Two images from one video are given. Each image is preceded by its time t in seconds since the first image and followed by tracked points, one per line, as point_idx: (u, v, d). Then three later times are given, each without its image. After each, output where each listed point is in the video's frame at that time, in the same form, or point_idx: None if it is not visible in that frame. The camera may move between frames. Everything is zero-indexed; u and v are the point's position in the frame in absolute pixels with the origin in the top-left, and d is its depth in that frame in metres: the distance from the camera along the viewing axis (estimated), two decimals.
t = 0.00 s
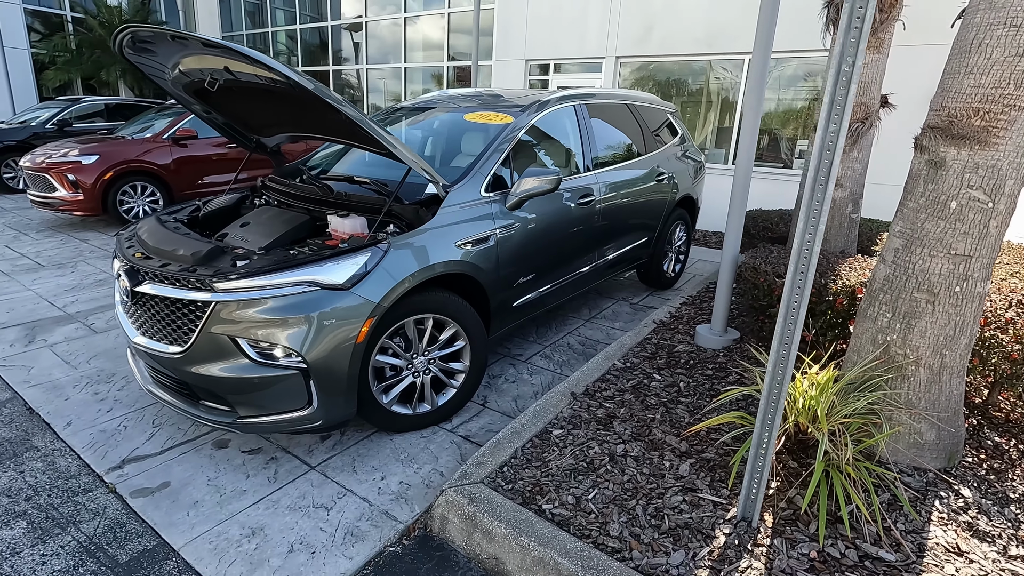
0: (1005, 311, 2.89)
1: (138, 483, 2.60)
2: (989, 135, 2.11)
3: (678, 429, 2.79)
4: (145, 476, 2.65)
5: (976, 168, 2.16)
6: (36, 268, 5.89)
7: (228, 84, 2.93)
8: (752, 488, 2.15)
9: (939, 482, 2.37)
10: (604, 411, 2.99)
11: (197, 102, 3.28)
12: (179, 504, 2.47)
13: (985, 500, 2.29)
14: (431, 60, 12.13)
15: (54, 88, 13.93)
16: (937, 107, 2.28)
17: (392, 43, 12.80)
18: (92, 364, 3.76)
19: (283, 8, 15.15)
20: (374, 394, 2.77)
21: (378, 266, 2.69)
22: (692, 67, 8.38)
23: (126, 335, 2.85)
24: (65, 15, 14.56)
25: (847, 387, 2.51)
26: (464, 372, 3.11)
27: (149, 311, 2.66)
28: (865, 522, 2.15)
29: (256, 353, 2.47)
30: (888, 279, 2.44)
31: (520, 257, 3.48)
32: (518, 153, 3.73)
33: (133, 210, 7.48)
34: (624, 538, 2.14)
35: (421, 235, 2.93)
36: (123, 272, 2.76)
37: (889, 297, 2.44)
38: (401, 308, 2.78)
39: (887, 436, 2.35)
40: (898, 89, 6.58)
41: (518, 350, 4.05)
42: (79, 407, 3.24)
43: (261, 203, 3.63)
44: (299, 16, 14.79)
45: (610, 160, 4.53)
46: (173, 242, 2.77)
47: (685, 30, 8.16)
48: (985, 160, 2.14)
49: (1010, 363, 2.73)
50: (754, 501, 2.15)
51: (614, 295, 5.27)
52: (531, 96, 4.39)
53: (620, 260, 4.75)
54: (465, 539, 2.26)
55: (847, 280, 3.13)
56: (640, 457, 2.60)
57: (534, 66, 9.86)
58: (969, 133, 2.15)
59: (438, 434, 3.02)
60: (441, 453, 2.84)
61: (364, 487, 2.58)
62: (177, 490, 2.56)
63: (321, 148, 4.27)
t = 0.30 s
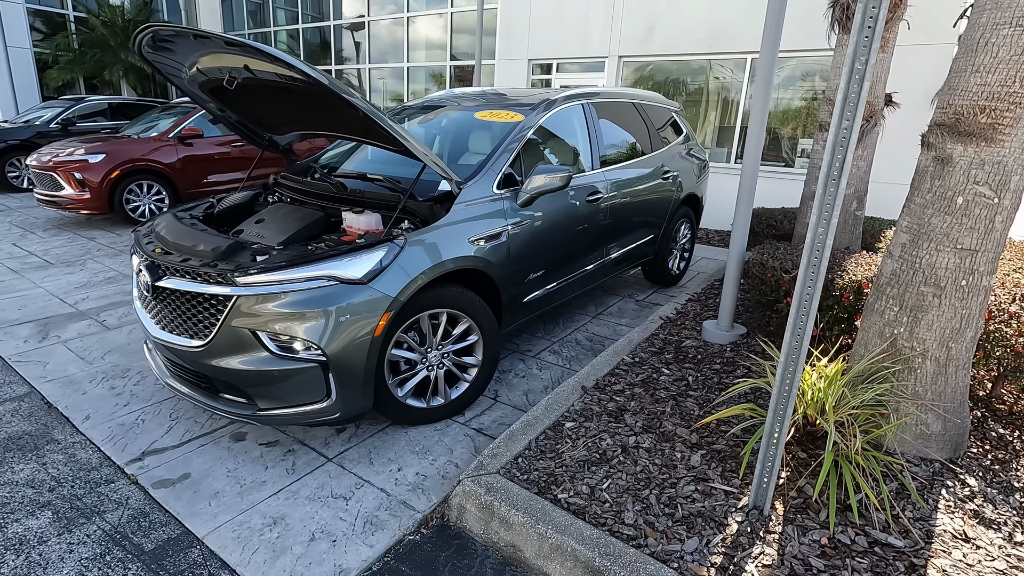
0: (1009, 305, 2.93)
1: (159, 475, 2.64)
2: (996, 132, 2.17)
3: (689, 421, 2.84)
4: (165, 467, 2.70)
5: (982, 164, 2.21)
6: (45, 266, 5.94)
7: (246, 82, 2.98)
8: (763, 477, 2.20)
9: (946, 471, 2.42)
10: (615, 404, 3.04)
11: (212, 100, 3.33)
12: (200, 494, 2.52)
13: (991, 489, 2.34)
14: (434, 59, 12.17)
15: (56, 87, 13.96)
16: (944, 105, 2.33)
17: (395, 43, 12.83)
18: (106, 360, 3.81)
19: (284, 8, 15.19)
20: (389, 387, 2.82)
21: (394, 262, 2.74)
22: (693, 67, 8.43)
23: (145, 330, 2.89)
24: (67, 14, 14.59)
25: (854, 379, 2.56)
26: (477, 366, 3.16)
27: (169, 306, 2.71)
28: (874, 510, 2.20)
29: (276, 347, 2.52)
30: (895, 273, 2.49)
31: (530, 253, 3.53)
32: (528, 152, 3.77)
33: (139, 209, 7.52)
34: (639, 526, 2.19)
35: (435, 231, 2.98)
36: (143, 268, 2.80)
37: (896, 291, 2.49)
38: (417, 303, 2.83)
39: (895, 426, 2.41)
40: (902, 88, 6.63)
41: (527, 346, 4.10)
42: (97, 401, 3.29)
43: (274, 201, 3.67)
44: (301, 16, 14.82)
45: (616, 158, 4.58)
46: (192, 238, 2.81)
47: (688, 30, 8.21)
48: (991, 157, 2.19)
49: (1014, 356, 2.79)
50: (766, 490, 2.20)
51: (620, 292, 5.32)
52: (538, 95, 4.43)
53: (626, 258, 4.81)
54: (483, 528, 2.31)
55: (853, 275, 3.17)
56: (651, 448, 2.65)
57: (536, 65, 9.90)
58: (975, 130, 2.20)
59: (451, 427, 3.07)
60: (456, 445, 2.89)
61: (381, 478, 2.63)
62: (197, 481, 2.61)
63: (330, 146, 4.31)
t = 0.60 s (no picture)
0: (1005, 305, 2.98)
1: (168, 471, 2.68)
2: (992, 135, 2.21)
3: (690, 419, 2.88)
4: (174, 463, 2.73)
5: (978, 167, 2.25)
6: (49, 264, 5.98)
7: (254, 84, 3.02)
8: (764, 473, 2.24)
9: (942, 469, 2.47)
10: (617, 403, 3.08)
11: (219, 101, 3.36)
12: (209, 490, 2.55)
13: (987, 486, 2.38)
14: (435, 60, 12.21)
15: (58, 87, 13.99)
16: (941, 109, 2.38)
17: (396, 43, 12.86)
18: (112, 358, 3.84)
19: (285, 8, 15.23)
20: (395, 385, 2.86)
21: (400, 262, 2.77)
22: (694, 68, 8.47)
23: (153, 327, 2.93)
24: (69, 14, 14.63)
25: (853, 378, 2.61)
26: (480, 365, 3.20)
27: (178, 304, 2.75)
28: (872, 506, 2.24)
29: (284, 344, 2.55)
30: (894, 274, 2.54)
31: (533, 253, 3.57)
32: (530, 153, 3.81)
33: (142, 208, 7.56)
34: (642, 521, 2.23)
35: (440, 232, 3.01)
36: (152, 266, 2.84)
37: (894, 291, 2.54)
38: (422, 302, 2.87)
39: (893, 424, 2.45)
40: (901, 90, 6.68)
41: (529, 345, 4.14)
42: (104, 398, 3.32)
43: (279, 201, 3.71)
44: (302, 16, 14.85)
45: (617, 160, 4.62)
46: (200, 237, 2.85)
47: (689, 32, 8.25)
48: (987, 159, 2.24)
49: (1011, 356, 2.83)
50: (766, 486, 2.24)
51: (621, 293, 5.36)
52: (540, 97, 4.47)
53: (627, 258, 4.85)
54: (488, 523, 2.35)
55: (852, 276, 3.21)
56: (653, 446, 2.69)
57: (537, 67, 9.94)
58: (972, 134, 2.24)
59: (455, 424, 3.11)
60: (460, 442, 2.93)
61: (387, 474, 2.67)
62: (206, 477, 2.64)
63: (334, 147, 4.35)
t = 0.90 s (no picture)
0: (1007, 308, 2.99)
1: (174, 470, 2.70)
2: (994, 139, 2.23)
3: (693, 421, 2.90)
4: (179, 462, 2.75)
5: (980, 171, 2.27)
6: (54, 264, 6.00)
7: (261, 85, 3.04)
8: (766, 474, 2.25)
9: (944, 471, 2.48)
10: (620, 404, 3.09)
11: (225, 102, 3.38)
12: (215, 489, 2.57)
13: (988, 488, 2.40)
14: (438, 61, 12.23)
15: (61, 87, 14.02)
16: (943, 114, 2.39)
17: (398, 44, 12.89)
18: (117, 357, 3.86)
19: (288, 9, 15.27)
20: (399, 385, 2.88)
21: (405, 263, 2.79)
22: (697, 71, 8.49)
23: (159, 327, 2.94)
24: (72, 15, 14.69)
25: (855, 380, 2.62)
26: (483, 366, 3.22)
27: (184, 304, 2.77)
28: (874, 507, 2.25)
29: (290, 344, 2.57)
30: (896, 277, 2.55)
31: (536, 254, 3.59)
32: (534, 155, 3.83)
33: (145, 208, 7.58)
34: (645, 522, 2.25)
35: (444, 233, 3.03)
36: (159, 266, 2.86)
37: (896, 294, 2.55)
38: (426, 303, 2.89)
39: (895, 426, 2.46)
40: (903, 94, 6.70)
41: (531, 346, 4.16)
42: (110, 397, 3.34)
43: (284, 201, 3.73)
44: (305, 17, 14.89)
45: (620, 162, 4.64)
46: (207, 237, 2.87)
47: (691, 34, 8.27)
48: (989, 164, 2.25)
49: (1012, 359, 2.84)
50: (768, 487, 2.25)
51: (623, 294, 5.37)
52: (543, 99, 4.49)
53: (629, 260, 4.86)
54: (492, 523, 2.36)
55: (854, 279, 3.22)
56: (656, 447, 2.71)
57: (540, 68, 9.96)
58: (974, 138, 2.26)
59: (459, 425, 3.12)
60: (463, 443, 2.94)
61: (391, 473, 2.69)
62: (211, 476, 2.66)
63: (338, 148, 4.36)
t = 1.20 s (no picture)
0: (1011, 312, 2.95)
1: (170, 472, 2.68)
2: (999, 142, 2.20)
3: (693, 425, 2.87)
4: (176, 464, 2.74)
5: (985, 174, 2.24)
6: (55, 263, 6.00)
7: (260, 86, 3.03)
8: (767, 481, 2.22)
9: (947, 477, 2.45)
10: (619, 408, 3.07)
11: (225, 102, 3.37)
12: (211, 491, 2.55)
13: (992, 495, 2.36)
14: (440, 62, 12.23)
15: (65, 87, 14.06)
16: (947, 116, 2.37)
17: (401, 46, 12.89)
18: (116, 358, 3.85)
19: (292, 10, 15.29)
20: (397, 387, 2.86)
21: (404, 265, 2.77)
22: (701, 72, 8.45)
23: (156, 328, 2.93)
24: (77, 15, 14.74)
25: (857, 385, 2.59)
26: (482, 368, 3.19)
27: (182, 305, 2.75)
28: (876, 514, 2.22)
29: (287, 346, 2.55)
30: (899, 281, 2.52)
31: (536, 256, 3.57)
32: (534, 157, 3.81)
33: (147, 209, 7.60)
34: (643, 527, 2.22)
35: (444, 235, 3.01)
36: (156, 267, 2.85)
37: (899, 298, 2.52)
38: (425, 305, 2.87)
39: (898, 432, 2.43)
40: (907, 96, 6.66)
41: (532, 349, 4.14)
42: (107, 398, 3.33)
43: (284, 202, 3.72)
44: (309, 18, 14.91)
45: (621, 163, 4.61)
46: (205, 238, 2.86)
47: (695, 36, 8.24)
48: (994, 167, 2.22)
49: (1017, 364, 2.81)
50: (769, 494, 2.23)
51: (624, 297, 5.35)
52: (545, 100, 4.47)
53: (631, 262, 4.84)
54: (489, 528, 2.34)
55: (857, 282, 3.19)
56: (655, 451, 2.68)
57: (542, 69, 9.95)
58: (978, 141, 2.23)
59: (457, 428, 3.10)
60: (461, 446, 2.92)
61: (388, 477, 2.66)
62: (207, 478, 2.64)
63: (339, 149, 4.35)
